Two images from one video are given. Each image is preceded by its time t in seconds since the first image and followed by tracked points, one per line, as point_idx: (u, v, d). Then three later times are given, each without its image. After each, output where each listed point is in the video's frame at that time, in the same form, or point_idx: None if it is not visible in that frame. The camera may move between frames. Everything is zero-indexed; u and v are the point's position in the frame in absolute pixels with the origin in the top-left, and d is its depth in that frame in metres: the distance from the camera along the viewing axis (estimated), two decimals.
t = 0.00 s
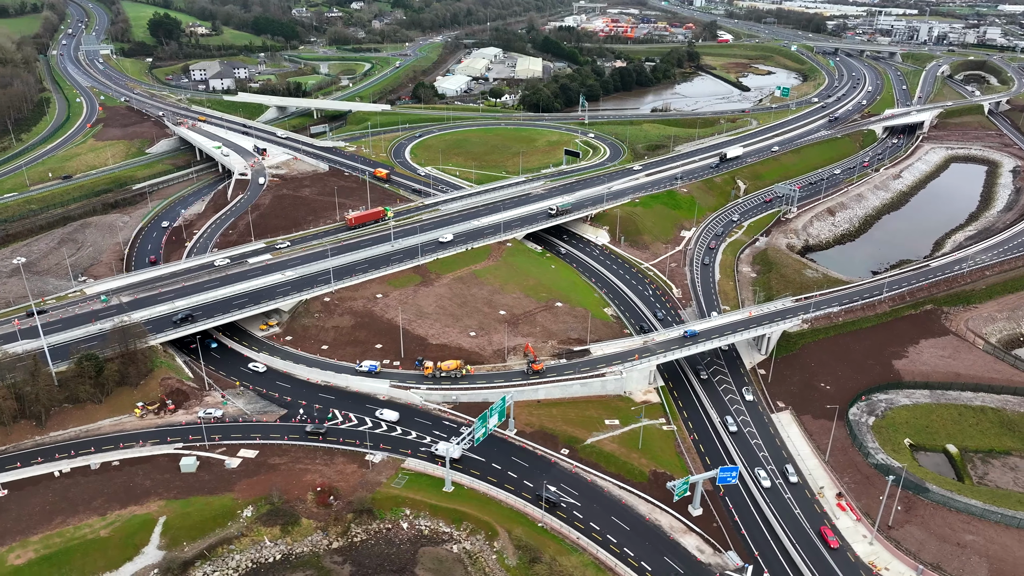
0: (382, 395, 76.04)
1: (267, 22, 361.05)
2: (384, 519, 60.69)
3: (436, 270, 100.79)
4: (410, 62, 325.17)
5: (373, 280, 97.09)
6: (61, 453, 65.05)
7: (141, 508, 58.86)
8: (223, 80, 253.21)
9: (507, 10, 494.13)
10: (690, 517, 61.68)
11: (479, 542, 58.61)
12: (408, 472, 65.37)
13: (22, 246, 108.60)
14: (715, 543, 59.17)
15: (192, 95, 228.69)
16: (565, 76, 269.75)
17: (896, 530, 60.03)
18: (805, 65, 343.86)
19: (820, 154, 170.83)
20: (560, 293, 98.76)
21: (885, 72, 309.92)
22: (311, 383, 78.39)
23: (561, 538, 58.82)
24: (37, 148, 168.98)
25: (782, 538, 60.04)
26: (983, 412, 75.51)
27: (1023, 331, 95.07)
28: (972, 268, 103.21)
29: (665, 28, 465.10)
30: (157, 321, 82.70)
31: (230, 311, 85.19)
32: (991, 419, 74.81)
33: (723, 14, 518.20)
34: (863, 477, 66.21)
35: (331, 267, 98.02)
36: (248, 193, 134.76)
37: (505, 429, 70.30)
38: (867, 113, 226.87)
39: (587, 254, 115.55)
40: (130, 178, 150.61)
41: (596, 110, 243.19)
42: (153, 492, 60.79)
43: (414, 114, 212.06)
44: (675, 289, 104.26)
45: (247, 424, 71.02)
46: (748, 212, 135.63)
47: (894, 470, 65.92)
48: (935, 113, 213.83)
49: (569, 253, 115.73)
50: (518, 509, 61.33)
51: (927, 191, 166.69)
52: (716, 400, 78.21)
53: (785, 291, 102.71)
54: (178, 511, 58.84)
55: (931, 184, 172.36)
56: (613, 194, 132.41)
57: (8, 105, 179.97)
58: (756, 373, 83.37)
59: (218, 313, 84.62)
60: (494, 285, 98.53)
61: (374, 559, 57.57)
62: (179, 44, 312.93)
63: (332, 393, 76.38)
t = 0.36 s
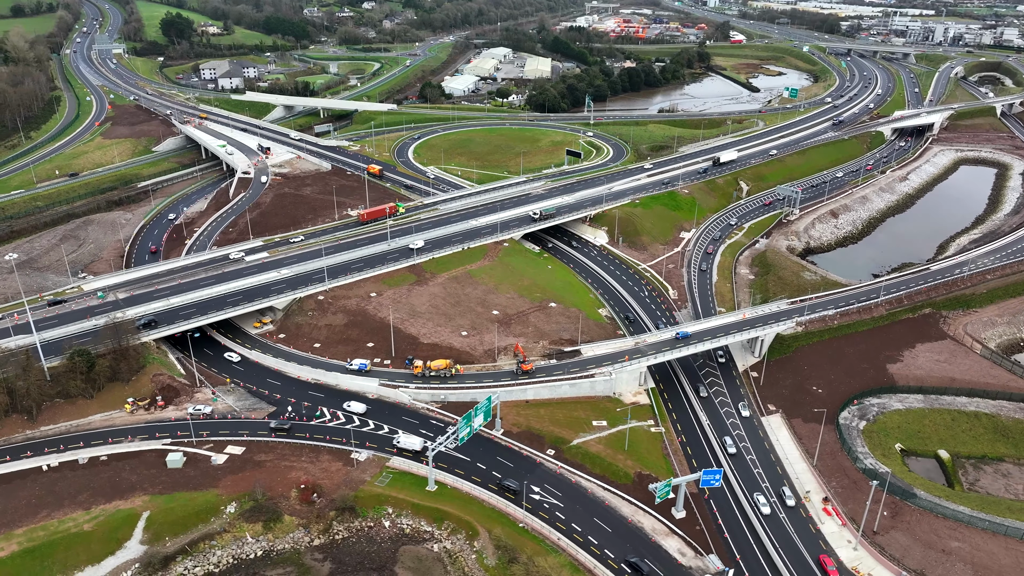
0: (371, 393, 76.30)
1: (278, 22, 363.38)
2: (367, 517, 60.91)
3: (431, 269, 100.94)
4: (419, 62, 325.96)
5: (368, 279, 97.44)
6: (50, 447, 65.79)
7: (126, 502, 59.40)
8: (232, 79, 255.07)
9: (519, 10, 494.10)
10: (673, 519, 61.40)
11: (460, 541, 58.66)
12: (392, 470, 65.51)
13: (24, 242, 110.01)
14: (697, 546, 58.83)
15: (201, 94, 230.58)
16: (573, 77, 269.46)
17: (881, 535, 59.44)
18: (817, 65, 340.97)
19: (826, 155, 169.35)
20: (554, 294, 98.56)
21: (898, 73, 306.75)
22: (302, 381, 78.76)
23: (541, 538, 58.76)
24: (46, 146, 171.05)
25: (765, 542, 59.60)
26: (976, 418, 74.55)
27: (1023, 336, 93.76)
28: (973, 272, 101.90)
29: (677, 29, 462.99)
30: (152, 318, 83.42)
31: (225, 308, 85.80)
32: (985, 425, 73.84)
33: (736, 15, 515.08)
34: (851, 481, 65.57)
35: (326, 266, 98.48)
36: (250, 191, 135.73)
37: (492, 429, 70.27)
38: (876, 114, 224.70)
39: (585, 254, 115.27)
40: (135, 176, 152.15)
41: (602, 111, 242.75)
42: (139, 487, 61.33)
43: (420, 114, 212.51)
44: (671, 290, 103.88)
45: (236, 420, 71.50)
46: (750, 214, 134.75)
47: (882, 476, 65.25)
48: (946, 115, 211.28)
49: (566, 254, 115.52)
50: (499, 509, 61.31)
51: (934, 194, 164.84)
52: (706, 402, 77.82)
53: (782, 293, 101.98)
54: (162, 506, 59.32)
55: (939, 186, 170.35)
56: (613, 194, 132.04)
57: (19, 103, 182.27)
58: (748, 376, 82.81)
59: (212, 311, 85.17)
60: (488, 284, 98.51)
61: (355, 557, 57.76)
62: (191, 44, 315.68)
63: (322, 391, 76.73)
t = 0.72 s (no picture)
0: (360, 392, 76.57)
1: (288, 21, 365.39)
2: (348, 515, 61.09)
3: (426, 268, 101.05)
4: (427, 62, 326.66)
5: (362, 278, 97.75)
6: (39, 442, 66.58)
7: (110, 497, 59.96)
8: (240, 79, 256.78)
9: (529, 10, 493.85)
10: (655, 521, 61.11)
11: (440, 541, 58.66)
12: (376, 468, 65.66)
13: (26, 239, 111.38)
14: (677, 549, 58.54)
15: (208, 93, 232.43)
16: (580, 77, 268.88)
17: (864, 541, 58.92)
18: (828, 67, 338.00)
19: (831, 157, 167.91)
20: (548, 294, 98.27)
21: (910, 74, 303.52)
22: (291, 379, 79.17)
23: (520, 539, 58.71)
24: (53, 143, 173.03)
25: (747, 545, 59.22)
26: (969, 423, 73.66)
27: (1022, 342, 92.50)
28: (973, 275, 100.68)
29: (688, 29, 460.79)
30: (146, 314, 84.16)
31: (218, 306, 86.40)
32: (977, 430, 72.92)
33: (749, 15, 511.93)
34: (837, 486, 64.99)
35: (321, 264, 98.89)
36: (251, 190, 136.61)
37: (478, 429, 70.28)
38: (884, 116, 222.54)
39: (582, 255, 114.96)
40: (140, 174, 153.59)
41: (608, 111, 242.14)
42: (123, 482, 61.87)
43: (425, 114, 212.91)
44: (667, 291, 103.49)
45: (224, 417, 71.95)
46: (750, 216, 133.89)
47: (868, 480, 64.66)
48: (956, 117, 208.77)
49: (563, 254, 115.30)
50: (480, 509, 61.29)
51: (941, 196, 162.94)
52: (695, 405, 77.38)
53: (778, 295, 101.25)
54: (145, 502, 59.77)
55: (946, 189, 168.38)
56: (613, 195, 131.73)
57: (28, 101, 184.46)
58: (739, 378, 82.29)
59: (205, 308, 85.79)
60: (482, 284, 98.48)
61: (335, 555, 57.95)
62: (201, 43, 318.22)
63: (311, 389, 77.09)
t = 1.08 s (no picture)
0: (348, 391, 76.88)
1: (298, 22, 367.45)
2: (330, 514, 61.27)
3: (420, 268, 101.20)
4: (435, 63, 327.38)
5: (356, 276, 98.06)
6: (29, 437, 67.37)
7: (95, 493, 60.55)
8: (248, 78, 258.54)
9: (540, 10, 493.34)
10: (636, 524, 60.85)
11: (419, 540, 58.72)
12: (360, 468, 65.84)
13: (27, 237, 112.75)
14: (657, 552, 58.28)
15: (216, 92, 234.26)
16: (587, 77, 268.37)
17: (847, 547, 58.43)
18: (839, 68, 335.14)
19: (835, 159, 166.49)
20: (541, 295, 98.07)
21: (922, 76, 300.17)
22: (281, 377, 79.57)
23: (500, 539, 58.72)
24: (60, 141, 175.01)
25: (729, 550, 58.81)
26: (960, 429, 72.79)
27: (1021, 347, 91.24)
28: (972, 280, 99.55)
29: (699, 30, 458.54)
30: (140, 311, 84.84)
31: (211, 304, 86.91)
32: (968, 436, 72.06)
33: (762, 16, 508.40)
34: (823, 491, 64.40)
35: (315, 263, 99.17)
36: (252, 188, 137.58)
37: (464, 429, 70.31)
38: (892, 118, 220.31)
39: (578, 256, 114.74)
40: (144, 172, 155.10)
41: (614, 112, 241.38)
42: (109, 478, 62.42)
43: (429, 114, 213.34)
44: (662, 293, 103.07)
45: (212, 414, 72.43)
46: (750, 218, 132.99)
47: (855, 486, 64.06)
48: (965, 119, 206.37)
49: (560, 255, 115.10)
50: (462, 509, 61.32)
51: (947, 199, 161.06)
52: (685, 408, 76.94)
53: (774, 298, 100.51)
54: (129, 497, 60.25)
55: (953, 192, 166.42)
56: (612, 196, 131.35)
57: (36, 100, 186.57)
58: (730, 381, 81.71)
59: (199, 306, 86.38)
60: (476, 284, 98.52)
61: (315, 553, 58.15)
62: (211, 43, 320.70)
63: (300, 387, 77.48)
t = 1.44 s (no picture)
0: (337, 389, 77.13)
1: (309, 22, 369.40)
2: (313, 511, 61.51)
3: (415, 268, 101.39)
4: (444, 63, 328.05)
5: (351, 275, 98.46)
6: (20, 431, 68.19)
7: (80, 487, 61.18)
8: (257, 78, 260.27)
9: (552, 11, 492.69)
10: (618, 526, 60.68)
11: (400, 539, 58.80)
12: (344, 466, 66.07)
13: (30, 234, 114.18)
14: (638, 554, 58.09)
15: (224, 91, 235.96)
16: (595, 78, 267.68)
17: (830, 552, 57.93)
18: (851, 69, 331.99)
19: (841, 161, 164.95)
20: (535, 296, 97.89)
21: (935, 78, 296.63)
22: (272, 375, 80.03)
23: (480, 539, 58.73)
24: (69, 139, 177.01)
25: (710, 554, 58.47)
26: (952, 435, 71.90)
27: (1020, 353, 89.94)
28: (972, 284, 98.28)
29: (711, 31, 456.28)
30: (135, 308, 85.56)
31: (205, 301, 87.55)
32: (961, 442, 71.10)
33: (776, 17, 504.79)
34: (808, 495, 63.88)
35: (311, 262, 99.64)
36: (254, 187, 138.52)
37: (450, 429, 70.31)
38: (902, 120, 217.95)
39: (576, 257, 114.53)
40: (149, 170, 156.62)
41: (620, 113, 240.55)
42: (95, 472, 63.06)
43: (435, 114, 213.75)
44: (657, 295, 102.72)
45: (201, 411, 72.94)
46: (751, 220, 132.08)
47: (841, 491, 63.45)
48: (976, 122, 203.70)
49: (557, 256, 114.96)
50: (443, 509, 61.35)
51: (954, 202, 159.09)
52: (674, 410, 76.54)
53: (771, 300, 99.78)
54: (115, 493, 60.81)
55: (961, 195, 164.35)
56: (611, 197, 131.06)
57: (46, 98, 188.69)
58: (722, 384, 81.20)
59: (193, 303, 87.06)
60: (470, 284, 98.51)
61: (296, 550, 58.40)
62: (222, 42, 323.17)
63: (290, 385, 77.87)
